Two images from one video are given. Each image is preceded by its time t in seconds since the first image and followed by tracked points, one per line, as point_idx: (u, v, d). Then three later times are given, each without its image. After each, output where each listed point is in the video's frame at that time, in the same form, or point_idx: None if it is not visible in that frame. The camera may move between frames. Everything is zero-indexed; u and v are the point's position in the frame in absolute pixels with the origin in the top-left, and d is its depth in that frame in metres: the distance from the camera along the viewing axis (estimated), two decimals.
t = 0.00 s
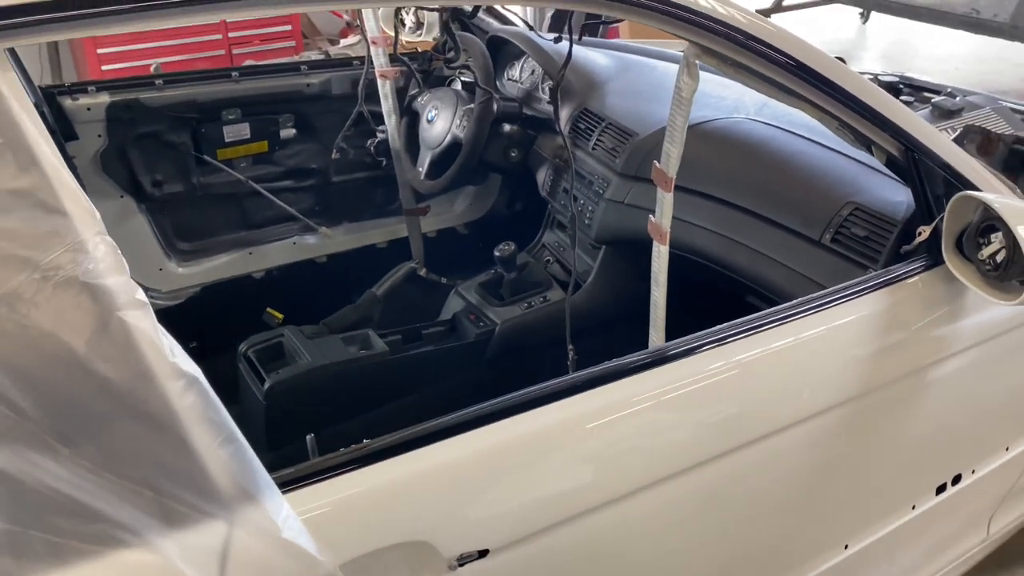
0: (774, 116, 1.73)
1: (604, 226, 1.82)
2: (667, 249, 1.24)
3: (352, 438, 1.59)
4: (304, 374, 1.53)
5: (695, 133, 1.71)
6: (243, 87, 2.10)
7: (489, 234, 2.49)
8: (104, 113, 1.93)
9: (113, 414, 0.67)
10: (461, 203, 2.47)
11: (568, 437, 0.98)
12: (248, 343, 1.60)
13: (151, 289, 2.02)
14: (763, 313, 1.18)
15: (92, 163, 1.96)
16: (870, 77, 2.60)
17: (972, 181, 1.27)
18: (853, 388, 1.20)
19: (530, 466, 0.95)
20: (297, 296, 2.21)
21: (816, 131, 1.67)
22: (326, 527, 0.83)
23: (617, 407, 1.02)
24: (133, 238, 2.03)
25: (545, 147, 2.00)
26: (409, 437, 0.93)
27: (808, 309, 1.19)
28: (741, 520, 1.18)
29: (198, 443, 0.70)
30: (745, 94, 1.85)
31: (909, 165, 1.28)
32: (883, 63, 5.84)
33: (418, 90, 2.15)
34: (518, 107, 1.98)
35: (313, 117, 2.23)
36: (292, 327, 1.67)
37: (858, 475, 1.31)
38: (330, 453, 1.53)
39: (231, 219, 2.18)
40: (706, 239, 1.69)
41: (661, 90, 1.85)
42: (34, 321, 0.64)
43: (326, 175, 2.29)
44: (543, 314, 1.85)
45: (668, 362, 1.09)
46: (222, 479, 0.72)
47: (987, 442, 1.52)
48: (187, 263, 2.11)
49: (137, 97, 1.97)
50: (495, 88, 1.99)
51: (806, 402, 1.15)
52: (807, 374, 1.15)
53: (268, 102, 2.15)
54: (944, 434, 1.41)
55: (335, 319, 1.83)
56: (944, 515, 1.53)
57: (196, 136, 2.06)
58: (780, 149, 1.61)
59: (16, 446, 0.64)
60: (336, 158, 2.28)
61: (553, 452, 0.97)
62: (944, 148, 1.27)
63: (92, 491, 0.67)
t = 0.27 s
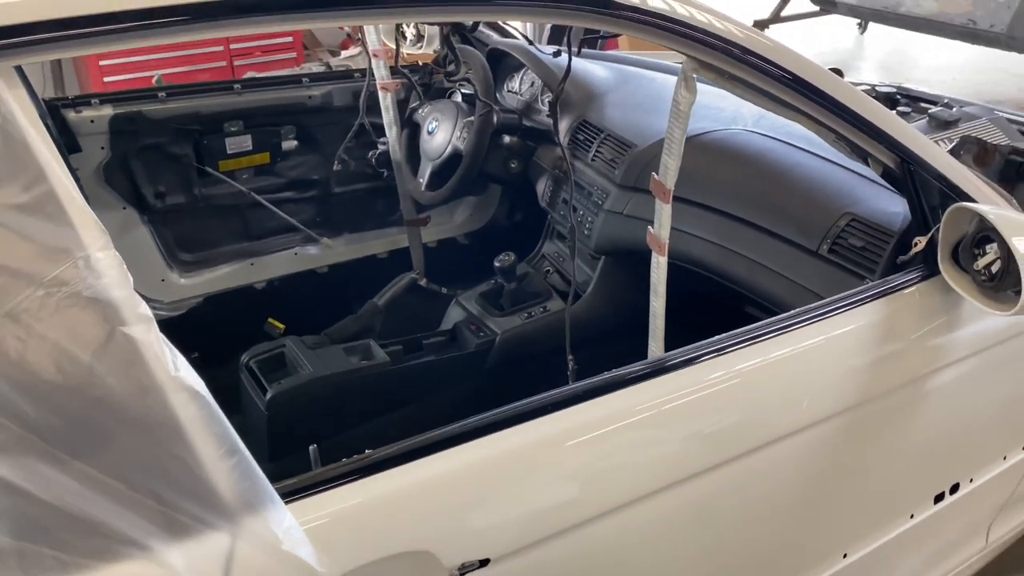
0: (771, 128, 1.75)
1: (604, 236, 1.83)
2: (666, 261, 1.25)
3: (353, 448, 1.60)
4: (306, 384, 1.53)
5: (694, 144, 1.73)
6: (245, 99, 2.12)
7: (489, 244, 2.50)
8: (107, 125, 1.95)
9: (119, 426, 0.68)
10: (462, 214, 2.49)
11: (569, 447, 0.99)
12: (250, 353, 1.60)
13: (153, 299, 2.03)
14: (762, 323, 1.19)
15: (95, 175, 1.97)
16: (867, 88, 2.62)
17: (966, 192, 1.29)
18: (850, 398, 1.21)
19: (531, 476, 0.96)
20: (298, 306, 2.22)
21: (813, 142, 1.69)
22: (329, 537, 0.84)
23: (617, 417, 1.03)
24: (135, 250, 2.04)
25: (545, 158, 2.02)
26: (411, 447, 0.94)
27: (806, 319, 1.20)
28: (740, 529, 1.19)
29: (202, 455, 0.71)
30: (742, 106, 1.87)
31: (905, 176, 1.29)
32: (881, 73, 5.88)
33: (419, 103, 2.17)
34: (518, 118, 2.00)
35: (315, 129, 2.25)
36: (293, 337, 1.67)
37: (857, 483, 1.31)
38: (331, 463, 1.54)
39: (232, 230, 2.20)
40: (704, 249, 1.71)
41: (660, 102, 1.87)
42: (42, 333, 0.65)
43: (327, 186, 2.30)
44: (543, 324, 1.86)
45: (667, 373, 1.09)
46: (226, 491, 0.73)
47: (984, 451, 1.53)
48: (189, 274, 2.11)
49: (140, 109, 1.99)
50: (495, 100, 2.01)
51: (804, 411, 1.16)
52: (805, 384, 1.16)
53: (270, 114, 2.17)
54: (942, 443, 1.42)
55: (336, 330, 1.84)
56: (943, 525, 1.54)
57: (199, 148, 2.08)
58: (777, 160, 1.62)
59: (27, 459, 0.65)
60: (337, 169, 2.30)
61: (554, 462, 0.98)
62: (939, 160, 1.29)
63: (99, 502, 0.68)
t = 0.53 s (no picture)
0: (769, 138, 1.76)
1: (603, 245, 1.84)
2: (663, 271, 1.25)
3: (353, 458, 1.60)
4: (306, 394, 1.54)
5: (692, 154, 1.74)
6: (245, 110, 2.14)
7: (489, 254, 2.51)
8: (108, 136, 1.96)
9: (118, 437, 0.69)
10: (462, 223, 2.48)
11: (569, 455, 0.99)
12: (250, 363, 1.61)
13: (154, 310, 2.04)
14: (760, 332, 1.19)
15: (96, 186, 1.98)
16: (865, 97, 2.63)
17: (963, 202, 1.30)
18: (848, 406, 1.21)
19: (530, 485, 0.96)
20: (298, 316, 2.23)
21: (810, 152, 1.70)
22: (328, 547, 0.85)
23: (617, 425, 1.03)
24: (136, 260, 2.05)
25: (543, 168, 2.03)
26: (409, 457, 0.94)
27: (803, 328, 1.21)
28: (740, 537, 1.19)
29: (201, 463, 0.72)
30: (739, 116, 1.88)
31: (900, 185, 1.30)
32: (880, 82, 5.90)
33: (419, 113, 2.19)
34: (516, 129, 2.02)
35: (315, 139, 2.27)
36: (293, 347, 1.68)
37: (856, 492, 1.32)
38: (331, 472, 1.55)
39: (232, 240, 2.20)
40: (702, 258, 1.71)
41: (658, 112, 1.89)
42: (42, 345, 0.66)
43: (327, 197, 2.31)
44: (543, 333, 1.86)
45: (665, 382, 1.10)
46: (224, 501, 0.74)
47: (984, 459, 1.53)
48: (188, 284, 2.12)
49: (141, 120, 2.00)
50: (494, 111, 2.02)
51: (802, 420, 1.17)
52: (803, 393, 1.16)
53: (270, 125, 2.18)
54: (941, 451, 1.42)
55: (336, 340, 1.85)
56: (943, 533, 1.54)
57: (200, 159, 2.09)
58: (774, 169, 1.63)
59: (27, 470, 0.65)
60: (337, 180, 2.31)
61: (553, 470, 0.98)
62: (935, 170, 1.29)
63: (98, 512, 0.69)
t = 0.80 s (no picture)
0: (767, 145, 1.77)
1: (602, 252, 1.84)
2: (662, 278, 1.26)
3: (353, 465, 1.60)
4: (305, 402, 1.54)
5: (691, 160, 1.75)
6: (245, 119, 2.14)
7: (489, 261, 2.51)
8: (108, 145, 1.96)
9: (119, 445, 0.69)
10: (461, 230, 2.50)
11: (569, 461, 1.00)
12: (249, 371, 1.62)
13: (153, 319, 2.05)
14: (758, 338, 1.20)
15: (96, 195, 1.98)
16: (863, 104, 2.64)
17: (960, 208, 1.30)
18: (847, 412, 1.21)
19: (531, 491, 0.97)
20: (298, 324, 2.24)
21: (808, 159, 1.71)
22: (327, 556, 0.85)
23: (617, 432, 1.04)
24: (136, 269, 2.05)
25: (542, 176, 2.04)
26: (408, 464, 0.94)
27: (802, 334, 1.21)
28: (740, 544, 1.19)
29: (201, 472, 0.72)
30: (738, 124, 1.89)
31: (898, 192, 1.30)
32: (878, 88, 5.92)
33: (418, 121, 2.19)
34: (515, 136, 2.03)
35: (315, 147, 2.27)
36: (293, 355, 1.68)
37: (856, 497, 1.32)
38: (331, 480, 1.55)
39: (232, 248, 2.21)
40: (701, 265, 1.72)
41: (657, 119, 1.90)
42: (42, 354, 0.66)
43: (327, 205, 2.32)
44: (542, 340, 1.87)
45: (664, 388, 1.10)
46: (224, 508, 0.74)
47: (983, 465, 1.53)
48: (189, 292, 2.12)
49: (140, 130, 2.01)
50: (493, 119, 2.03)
51: (801, 426, 1.17)
52: (802, 399, 1.16)
53: (270, 133, 2.19)
54: (940, 456, 1.42)
55: (336, 347, 1.85)
56: (943, 539, 1.54)
57: (199, 167, 2.10)
58: (773, 176, 1.64)
59: (27, 480, 0.65)
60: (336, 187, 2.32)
61: (553, 477, 0.98)
62: (932, 176, 1.30)
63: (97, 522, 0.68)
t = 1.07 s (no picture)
0: (763, 150, 1.78)
1: (600, 258, 1.85)
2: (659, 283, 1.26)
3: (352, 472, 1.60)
4: (304, 408, 1.54)
5: (688, 166, 1.75)
6: (243, 126, 2.15)
7: (487, 267, 2.52)
8: (106, 153, 1.97)
9: (118, 452, 0.69)
10: (459, 236, 2.50)
11: (568, 467, 1.00)
12: (248, 378, 1.62)
13: (153, 326, 2.04)
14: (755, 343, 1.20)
15: (95, 203, 1.98)
16: (859, 109, 2.64)
17: (956, 212, 1.31)
18: (845, 417, 1.21)
19: (530, 497, 0.97)
20: (297, 331, 2.24)
21: (804, 164, 1.72)
22: (326, 562, 0.85)
23: (615, 437, 1.04)
24: (134, 276, 2.05)
25: (540, 182, 2.05)
26: (406, 471, 0.94)
27: (799, 339, 1.21)
28: (739, 548, 1.19)
29: (201, 478, 0.72)
30: (734, 129, 1.90)
31: (893, 197, 1.31)
32: (875, 93, 5.94)
33: (415, 128, 2.20)
34: (513, 143, 2.03)
35: (313, 154, 2.28)
36: (291, 362, 1.69)
37: (855, 502, 1.32)
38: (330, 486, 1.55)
39: (231, 255, 2.21)
40: (698, 270, 1.72)
41: (653, 125, 1.90)
42: (42, 362, 0.66)
43: (325, 212, 2.32)
44: (540, 345, 1.87)
45: (662, 393, 1.10)
46: (223, 514, 0.74)
47: (981, 469, 1.53)
48: (188, 299, 2.12)
49: (139, 137, 2.01)
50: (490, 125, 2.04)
51: (799, 430, 1.17)
52: (800, 404, 1.17)
53: (268, 140, 2.19)
54: (938, 461, 1.42)
55: (334, 354, 1.85)
56: (941, 544, 1.54)
57: (198, 175, 2.11)
58: (769, 182, 1.65)
59: (26, 488, 0.65)
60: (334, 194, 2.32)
61: (552, 482, 0.98)
62: (928, 181, 1.30)
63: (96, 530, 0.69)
